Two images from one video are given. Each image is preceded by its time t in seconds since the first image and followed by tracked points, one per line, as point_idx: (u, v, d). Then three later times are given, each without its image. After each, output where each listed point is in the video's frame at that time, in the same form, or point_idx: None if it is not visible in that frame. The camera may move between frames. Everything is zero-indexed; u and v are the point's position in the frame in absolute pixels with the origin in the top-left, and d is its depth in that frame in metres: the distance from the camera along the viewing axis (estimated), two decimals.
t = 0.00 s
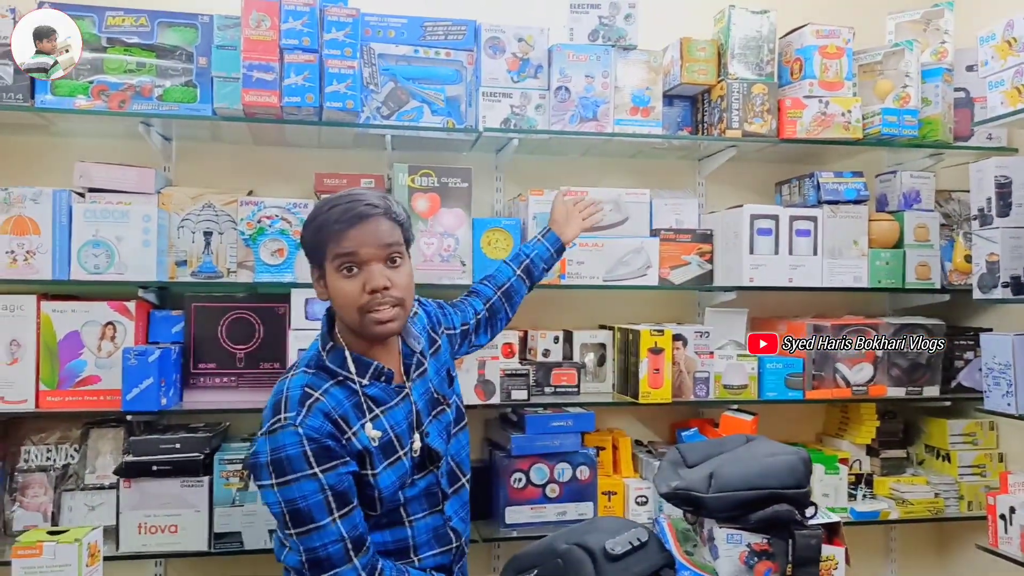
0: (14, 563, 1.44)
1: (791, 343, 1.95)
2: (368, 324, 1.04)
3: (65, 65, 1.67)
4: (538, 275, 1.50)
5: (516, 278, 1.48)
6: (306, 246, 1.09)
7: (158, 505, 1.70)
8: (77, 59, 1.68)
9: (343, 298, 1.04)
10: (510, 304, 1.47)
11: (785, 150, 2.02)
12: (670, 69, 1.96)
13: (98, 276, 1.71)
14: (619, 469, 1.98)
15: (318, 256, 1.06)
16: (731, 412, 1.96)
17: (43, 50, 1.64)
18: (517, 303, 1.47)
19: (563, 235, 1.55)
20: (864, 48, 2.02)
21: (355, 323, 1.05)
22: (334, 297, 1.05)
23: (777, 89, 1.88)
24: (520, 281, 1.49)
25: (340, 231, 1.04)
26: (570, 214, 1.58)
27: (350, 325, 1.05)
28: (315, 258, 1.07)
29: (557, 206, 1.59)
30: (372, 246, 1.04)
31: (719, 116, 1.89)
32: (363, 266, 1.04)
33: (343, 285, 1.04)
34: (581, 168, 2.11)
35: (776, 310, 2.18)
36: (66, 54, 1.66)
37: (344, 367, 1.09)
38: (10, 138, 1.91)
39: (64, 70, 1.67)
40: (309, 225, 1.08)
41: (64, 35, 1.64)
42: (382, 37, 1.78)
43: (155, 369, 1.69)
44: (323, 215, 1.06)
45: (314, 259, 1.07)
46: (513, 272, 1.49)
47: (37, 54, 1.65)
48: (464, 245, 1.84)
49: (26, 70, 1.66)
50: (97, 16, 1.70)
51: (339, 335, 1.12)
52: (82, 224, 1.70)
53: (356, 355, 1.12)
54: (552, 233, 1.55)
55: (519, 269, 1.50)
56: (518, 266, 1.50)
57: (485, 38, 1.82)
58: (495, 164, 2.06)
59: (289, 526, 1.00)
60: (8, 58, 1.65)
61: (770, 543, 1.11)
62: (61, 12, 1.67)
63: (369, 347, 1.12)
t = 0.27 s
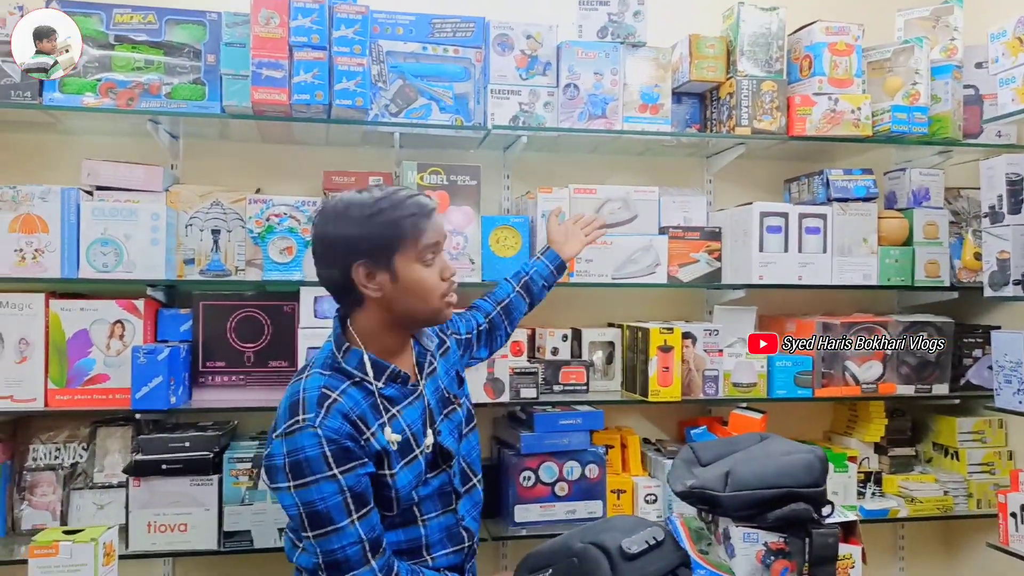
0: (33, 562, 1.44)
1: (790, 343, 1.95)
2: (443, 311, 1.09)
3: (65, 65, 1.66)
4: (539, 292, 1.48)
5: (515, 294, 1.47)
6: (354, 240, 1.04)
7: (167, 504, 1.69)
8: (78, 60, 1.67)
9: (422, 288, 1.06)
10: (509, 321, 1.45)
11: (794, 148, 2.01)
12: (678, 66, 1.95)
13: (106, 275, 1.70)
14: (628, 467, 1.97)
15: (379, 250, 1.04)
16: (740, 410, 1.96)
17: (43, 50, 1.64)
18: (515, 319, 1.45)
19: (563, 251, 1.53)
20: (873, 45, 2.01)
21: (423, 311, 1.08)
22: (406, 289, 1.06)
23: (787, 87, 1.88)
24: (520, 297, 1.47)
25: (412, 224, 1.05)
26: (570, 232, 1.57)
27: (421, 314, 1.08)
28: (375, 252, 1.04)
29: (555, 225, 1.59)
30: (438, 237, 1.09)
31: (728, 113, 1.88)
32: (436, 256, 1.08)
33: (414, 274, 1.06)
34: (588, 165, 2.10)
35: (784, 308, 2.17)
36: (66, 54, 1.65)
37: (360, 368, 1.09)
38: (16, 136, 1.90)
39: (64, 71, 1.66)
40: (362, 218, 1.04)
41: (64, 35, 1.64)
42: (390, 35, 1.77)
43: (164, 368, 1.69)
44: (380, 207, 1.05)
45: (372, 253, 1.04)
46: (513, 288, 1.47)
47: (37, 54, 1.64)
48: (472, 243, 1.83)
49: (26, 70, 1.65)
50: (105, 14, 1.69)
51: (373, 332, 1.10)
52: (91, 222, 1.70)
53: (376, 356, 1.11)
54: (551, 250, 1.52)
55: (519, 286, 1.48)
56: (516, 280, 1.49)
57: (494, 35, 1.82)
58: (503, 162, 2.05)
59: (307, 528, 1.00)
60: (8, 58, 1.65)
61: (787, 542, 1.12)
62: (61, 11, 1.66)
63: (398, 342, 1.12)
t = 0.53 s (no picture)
0: (36, 565, 1.42)
1: (790, 343, 1.94)
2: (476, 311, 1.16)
3: (65, 65, 1.64)
4: (524, 266, 1.44)
5: (501, 273, 1.42)
6: (423, 242, 1.04)
7: (170, 505, 1.68)
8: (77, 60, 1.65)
9: (473, 291, 1.12)
10: (502, 300, 1.41)
11: (801, 144, 2.00)
12: (685, 62, 1.94)
13: (109, 274, 1.69)
14: (635, 467, 1.96)
15: (447, 253, 1.06)
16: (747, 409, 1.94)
17: (43, 50, 1.62)
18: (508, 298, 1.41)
19: (537, 219, 1.45)
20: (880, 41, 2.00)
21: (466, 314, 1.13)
22: (460, 292, 1.10)
23: (794, 83, 1.86)
24: (505, 275, 1.42)
25: (472, 231, 1.09)
26: (541, 198, 1.46)
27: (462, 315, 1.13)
28: (444, 255, 1.06)
29: (523, 193, 1.47)
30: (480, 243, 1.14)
31: (735, 109, 1.87)
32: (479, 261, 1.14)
33: (471, 279, 1.10)
34: (594, 162, 2.09)
35: (791, 305, 2.16)
36: (66, 54, 1.63)
37: (381, 367, 1.09)
38: (17, 134, 1.89)
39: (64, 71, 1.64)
40: (435, 221, 1.05)
41: (64, 35, 1.61)
42: (395, 31, 1.76)
43: (168, 367, 1.67)
44: (447, 211, 1.07)
45: (441, 256, 1.05)
46: (498, 268, 1.42)
47: (37, 54, 1.63)
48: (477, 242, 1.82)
49: (26, 70, 1.64)
50: (107, 10, 1.68)
51: (408, 331, 1.11)
52: (93, 221, 1.68)
53: (398, 355, 1.12)
54: (525, 220, 1.45)
55: (502, 262, 1.43)
56: (499, 260, 1.43)
57: (499, 31, 1.80)
58: (508, 160, 2.04)
59: (321, 529, 0.99)
60: (8, 57, 1.64)
61: (800, 543, 1.10)
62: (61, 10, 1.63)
63: (420, 342, 1.15)
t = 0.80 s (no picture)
0: None
1: (790, 343, 1.91)
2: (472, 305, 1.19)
3: (65, 65, 1.62)
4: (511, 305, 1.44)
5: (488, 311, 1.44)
6: (413, 241, 1.06)
7: (163, 511, 1.65)
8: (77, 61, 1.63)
9: (467, 286, 1.15)
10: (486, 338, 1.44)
11: (800, 142, 1.97)
12: (682, 60, 1.91)
13: (99, 277, 1.66)
14: (633, 470, 1.93)
15: (438, 250, 1.08)
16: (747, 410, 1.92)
17: (43, 50, 1.60)
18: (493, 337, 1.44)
19: (530, 258, 1.45)
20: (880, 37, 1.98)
21: (462, 308, 1.16)
22: (454, 288, 1.13)
23: (793, 80, 1.84)
24: (493, 313, 1.44)
25: (459, 226, 1.12)
26: (536, 236, 1.47)
27: (459, 311, 1.16)
28: (435, 252, 1.08)
29: (519, 230, 1.48)
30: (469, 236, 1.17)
31: (733, 107, 1.84)
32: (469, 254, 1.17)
33: (463, 273, 1.14)
34: (591, 162, 2.06)
35: (791, 305, 2.14)
36: (66, 55, 1.61)
37: (385, 371, 1.13)
38: (6, 136, 1.86)
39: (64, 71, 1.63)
40: (423, 219, 1.07)
41: (64, 35, 1.59)
42: (389, 29, 1.74)
43: (159, 372, 1.65)
44: (434, 208, 1.09)
45: (432, 254, 1.08)
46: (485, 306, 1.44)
47: (37, 54, 1.60)
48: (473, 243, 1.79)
49: (26, 70, 1.61)
50: (95, 9, 1.65)
51: (407, 330, 1.15)
52: (82, 223, 1.66)
53: (401, 357, 1.16)
54: (519, 258, 1.46)
55: (491, 300, 1.44)
56: (489, 296, 1.45)
57: (495, 30, 1.78)
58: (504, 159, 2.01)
59: (324, 537, 1.00)
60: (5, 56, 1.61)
61: (802, 550, 1.07)
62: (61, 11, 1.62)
63: (419, 342, 1.19)
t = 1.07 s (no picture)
0: None
1: (790, 342, 1.89)
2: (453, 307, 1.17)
3: (65, 65, 1.58)
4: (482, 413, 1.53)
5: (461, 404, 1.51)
6: (384, 241, 1.06)
7: (133, 519, 1.62)
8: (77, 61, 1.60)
9: (445, 287, 1.14)
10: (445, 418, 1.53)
11: (788, 143, 1.95)
12: (669, 59, 1.88)
13: (69, 279, 1.62)
14: (618, 475, 1.90)
15: (411, 250, 1.08)
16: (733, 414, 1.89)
17: (43, 49, 1.57)
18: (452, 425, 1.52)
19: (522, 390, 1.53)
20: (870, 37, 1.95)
21: (441, 311, 1.14)
22: (431, 288, 1.11)
23: (781, 80, 1.81)
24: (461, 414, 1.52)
25: (434, 225, 1.11)
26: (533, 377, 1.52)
27: (439, 313, 1.14)
28: (408, 252, 1.08)
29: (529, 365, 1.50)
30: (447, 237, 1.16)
31: (721, 107, 1.82)
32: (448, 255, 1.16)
33: (440, 274, 1.12)
34: (577, 162, 2.03)
35: (778, 308, 2.12)
36: (66, 54, 1.58)
37: (363, 375, 1.11)
38: None
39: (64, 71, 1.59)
40: (394, 219, 1.07)
41: (64, 35, 1.57)
42: (370, 26, 1.69)
43: (130, 377, 1.60)
44: (406, 208, 1.09)
45: (405, 254, 1.07)
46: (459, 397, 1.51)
47: (37, 54, 1.56)
48: (456, 243, 1.75)
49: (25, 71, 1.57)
50: (67, 3, 1.60)
51: (386, 334, 1.14)
52: (52, 224, 1.61)
53: (378, 361, 1.14)
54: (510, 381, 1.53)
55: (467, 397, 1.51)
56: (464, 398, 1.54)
57: (478, 27, 1.74)
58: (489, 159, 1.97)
59: (293, 547, 0.99)
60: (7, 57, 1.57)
61: (787, 562, 1.05)
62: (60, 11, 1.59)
63: (398, 346, 1.17)
